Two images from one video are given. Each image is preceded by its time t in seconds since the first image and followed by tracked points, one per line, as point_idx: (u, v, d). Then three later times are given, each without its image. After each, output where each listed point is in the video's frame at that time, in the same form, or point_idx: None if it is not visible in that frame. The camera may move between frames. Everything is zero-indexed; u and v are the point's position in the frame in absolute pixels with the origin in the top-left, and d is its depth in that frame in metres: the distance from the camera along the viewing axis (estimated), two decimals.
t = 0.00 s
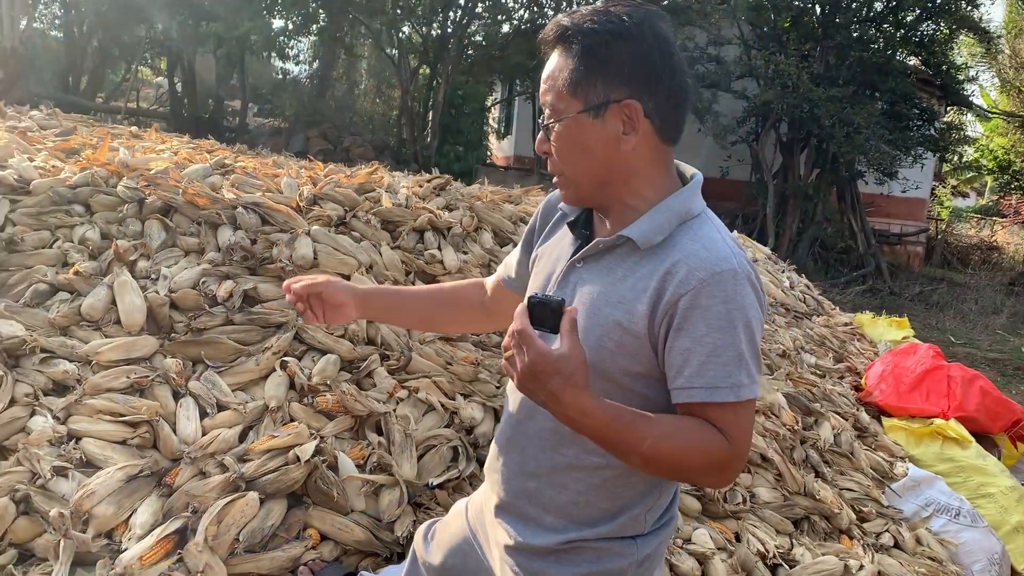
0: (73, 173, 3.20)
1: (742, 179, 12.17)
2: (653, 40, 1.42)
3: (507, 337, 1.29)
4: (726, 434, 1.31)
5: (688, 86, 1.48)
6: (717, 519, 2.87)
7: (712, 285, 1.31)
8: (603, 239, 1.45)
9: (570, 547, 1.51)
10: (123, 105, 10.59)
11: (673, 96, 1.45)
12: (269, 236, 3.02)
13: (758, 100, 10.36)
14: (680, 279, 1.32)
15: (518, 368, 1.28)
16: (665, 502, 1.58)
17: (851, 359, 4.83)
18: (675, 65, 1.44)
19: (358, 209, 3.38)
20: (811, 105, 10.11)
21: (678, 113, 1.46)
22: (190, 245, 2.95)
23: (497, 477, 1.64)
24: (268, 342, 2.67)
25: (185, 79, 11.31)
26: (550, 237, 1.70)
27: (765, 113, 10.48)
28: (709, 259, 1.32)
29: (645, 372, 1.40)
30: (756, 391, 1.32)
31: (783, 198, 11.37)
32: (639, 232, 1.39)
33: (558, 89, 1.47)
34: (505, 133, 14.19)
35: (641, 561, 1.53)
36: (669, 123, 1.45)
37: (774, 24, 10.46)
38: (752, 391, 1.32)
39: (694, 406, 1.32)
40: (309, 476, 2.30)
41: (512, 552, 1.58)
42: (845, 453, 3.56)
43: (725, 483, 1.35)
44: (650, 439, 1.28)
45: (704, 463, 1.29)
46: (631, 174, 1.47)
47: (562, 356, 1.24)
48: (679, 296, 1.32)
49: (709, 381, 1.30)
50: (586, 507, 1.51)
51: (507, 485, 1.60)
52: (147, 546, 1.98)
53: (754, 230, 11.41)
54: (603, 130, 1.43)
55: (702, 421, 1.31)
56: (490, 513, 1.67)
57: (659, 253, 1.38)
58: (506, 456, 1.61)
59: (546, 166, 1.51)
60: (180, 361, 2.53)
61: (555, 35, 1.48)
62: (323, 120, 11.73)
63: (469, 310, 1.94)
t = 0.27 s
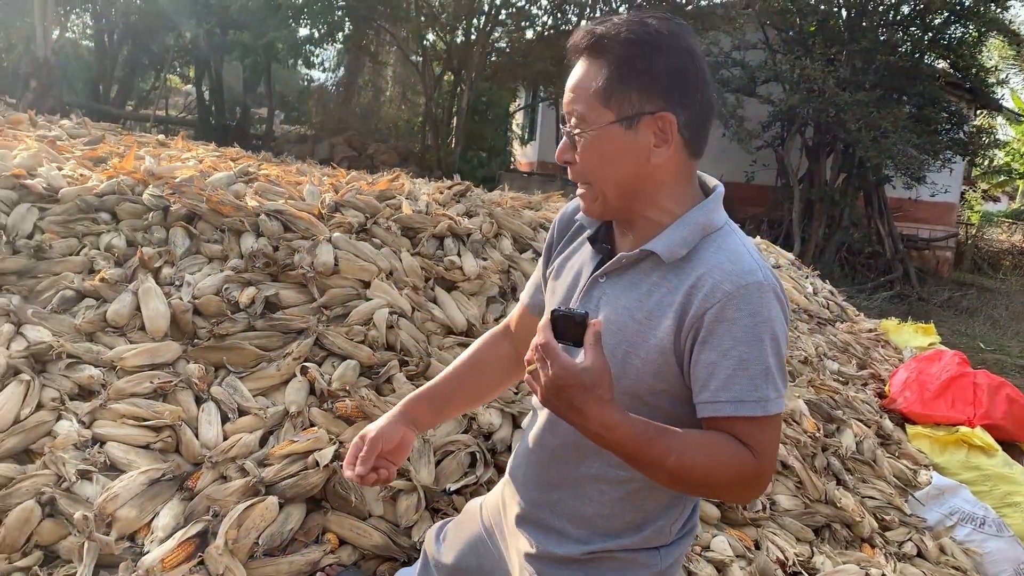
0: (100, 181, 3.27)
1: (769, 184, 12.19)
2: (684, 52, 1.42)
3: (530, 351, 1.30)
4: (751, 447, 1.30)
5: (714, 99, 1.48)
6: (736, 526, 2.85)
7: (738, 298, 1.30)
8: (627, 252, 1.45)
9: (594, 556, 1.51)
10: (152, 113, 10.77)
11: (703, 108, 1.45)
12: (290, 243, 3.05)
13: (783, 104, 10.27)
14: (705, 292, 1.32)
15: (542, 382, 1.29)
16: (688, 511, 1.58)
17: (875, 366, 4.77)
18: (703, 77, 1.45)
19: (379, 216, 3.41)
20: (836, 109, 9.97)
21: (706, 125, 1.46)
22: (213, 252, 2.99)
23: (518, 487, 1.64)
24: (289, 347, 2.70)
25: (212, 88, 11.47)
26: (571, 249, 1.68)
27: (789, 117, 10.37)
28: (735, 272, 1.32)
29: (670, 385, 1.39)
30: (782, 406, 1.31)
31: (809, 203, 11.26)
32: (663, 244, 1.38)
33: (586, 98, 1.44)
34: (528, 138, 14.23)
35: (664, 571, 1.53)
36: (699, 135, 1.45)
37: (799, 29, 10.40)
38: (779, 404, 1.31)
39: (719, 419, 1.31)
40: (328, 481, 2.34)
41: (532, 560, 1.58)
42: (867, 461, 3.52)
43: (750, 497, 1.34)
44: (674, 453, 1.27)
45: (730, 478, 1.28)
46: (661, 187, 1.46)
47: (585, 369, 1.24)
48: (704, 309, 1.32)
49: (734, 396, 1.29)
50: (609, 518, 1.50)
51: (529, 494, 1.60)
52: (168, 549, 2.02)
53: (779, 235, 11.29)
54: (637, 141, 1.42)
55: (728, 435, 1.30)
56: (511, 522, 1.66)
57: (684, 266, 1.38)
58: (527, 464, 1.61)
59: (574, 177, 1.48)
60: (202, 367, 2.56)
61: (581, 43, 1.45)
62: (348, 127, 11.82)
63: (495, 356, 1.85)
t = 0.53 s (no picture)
0: (119, 189, 3.31)
1: (786, 190, 12.13)
2: (718, 70, 1.45)
3: (583, 382, 1.27)
4: (798, 473, 1.32)
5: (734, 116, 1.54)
6: (752, 534, 2.82)
7: (785, 324, 1.31)
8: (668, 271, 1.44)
9: (620, 569, 1.52)
10: (171, 121, 10.86)
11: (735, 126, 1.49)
12: (306, 250, 3.08)
13: (801, 109, 10.19)
14: (752, 318, 1.32)
15: (598, 413, 1.26)
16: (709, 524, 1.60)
17: (893, 373, 4.71)
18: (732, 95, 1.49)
19: (394, 223, 3.42)
20: (855, 114, 9.86)
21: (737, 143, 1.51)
22: (230, 259, 3.02)
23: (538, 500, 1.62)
24: (305, 354, 2.72)
25: (231, 96, 11.57)
26: (601, 258, 1.69)
27: (807, 123, 10.30)
28: (782, 298, 1.32)
29: (712, 407, 1.40)
30: (824, 429, 1.33)
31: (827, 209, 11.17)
32: (709, 268, 1.37)
33: (643, 119, 1.38)
34: (544, 145, 14.24)
35: None
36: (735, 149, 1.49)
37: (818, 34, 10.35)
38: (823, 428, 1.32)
39: (766, 445, 1.32)
40: (343, 487, 2.33)
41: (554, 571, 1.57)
42: (885, 469, 3.48)
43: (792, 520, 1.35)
44: (729, 484, 1.26)
45: (780, 504, 1.29)
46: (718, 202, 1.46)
47: (644, 401, 1.22)
48: (751, 335, 1.32)
49: (782, 421, 1.30)
50: (638, 532, 1.51)
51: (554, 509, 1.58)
52: (184, 554, 2.03)
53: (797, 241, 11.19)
54: (700, 158, 1.41)
55: (775, 460, 1.31)
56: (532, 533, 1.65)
57: (729, 291, 1.37)
58: (549, 477, 1.59)
59: (634, 201, 1.41)
60: (219, 373, 2.59)
61: (624, 63, 1.40)
62: (365, 134, 11.89)
63: (503, 313, 1.88)
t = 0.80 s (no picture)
0: (130, 190, 3.32)
1: (796, 192, 12.07)
2: (769, 77, 1.41)
3: (618, 398, 1.25)
4: (831, 490, 1.31)
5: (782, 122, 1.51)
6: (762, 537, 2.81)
7: (825, 343, 1.28)
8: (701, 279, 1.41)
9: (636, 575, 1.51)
10: (181, 123, 10.89)
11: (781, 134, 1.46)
12: (316, 251, 3.08)
13: (811, 111, 10.14)
14: (791, 334, 1.30)
15: (632, 430, 1.24)
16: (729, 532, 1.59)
17: (904, 375, 4.68)
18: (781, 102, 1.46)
19: (404, 224, 3.42)
20: (866, 115, 9.82)
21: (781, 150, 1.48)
22: (240, 260, 3.03)
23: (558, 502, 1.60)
24: (315, 355, 2.73)
25: (241, 98, 11.61)
26: (632, 261, 1.66)
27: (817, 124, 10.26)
28: (822, 315, 1.30)
29: (744, 419, 1.38)
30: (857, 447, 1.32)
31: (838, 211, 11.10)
32: (747, 281, 1.34)
33: (680, 128, 1.37)
34: (552, 146, 14.24)
35: None
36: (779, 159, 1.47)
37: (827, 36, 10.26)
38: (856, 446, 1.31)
39: (799, 461, 1.31)
40: (352, 488, 2.34)
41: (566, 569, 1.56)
42: (896, 472, 3.46)
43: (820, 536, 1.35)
44: (763, 502, 1.26)
45: (810, 522, 1.29)
46: (753, 214, 1.45)
47: (681, 421, 1.20)
48: (789, 351, 1.30)
49: (818, 439, 1.29)
50: (658, 539, 1.50)
51: (572, 513, 1.56)
52: (195, 554, 2.04)
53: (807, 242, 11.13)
54: (737, 170, 1.39)
55: (808, 477, 1.31)
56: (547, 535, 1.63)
57: (765, 303, 1.35)
58: (568, 480, 1.57)
59: (667, 209, 1.41)
60: (229, 374, 2.59)
61: (666, 68, 1.38)
62: (374, 135, 11.92)
63: (536, 331, 1.85)
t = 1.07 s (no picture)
0: (137, 186, 3.34)
1: (801, 189, 12.03)
2: (737, 68, 1.37)
3: (609, 401, 1.26)
4: (834, 471, 1.29)
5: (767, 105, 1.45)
6: (766, 534, 2.82)
7: (817, 324, 1.25)
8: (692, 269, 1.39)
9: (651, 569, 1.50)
10: (187, 120, 10.94)
11: (759, 119, 1.41)
12: (322, 247, 3.08)
13: (816, 108, 10.12)
14: (782, 319, 1.27)
15: (625, 431, 1.25)
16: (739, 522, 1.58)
17: (909, 373, 4.67)
18: (756, 88, 1.40)
19: (409, 221, 3.42)
20: (871, 113, 9.81)
21: (764, 137, 1.42)
22: (247, 256, 3.04)
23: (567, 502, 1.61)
24: (321, 350, 2.73)
25: (247, 94, 11.62)
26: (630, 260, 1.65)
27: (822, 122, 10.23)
28: (813, 296, 1.27)
29: (741, 405, 1.36)
30: (859, 424, 1.30)
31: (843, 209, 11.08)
32: (735, 269, 1.32)
33: (640, 133, 1.37)
34: (557, 143, 14.24)
35: None
36: (760, 147, 1.41)
37: (833, 33, 10.23)
38: (859, 424, 1.29)
39: (800, 444, 1.29)
40: (357, 482, 2.34)
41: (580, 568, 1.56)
42: (901, 469, 3.46)
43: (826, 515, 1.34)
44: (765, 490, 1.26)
45: (815, 505, 1.27)
46: (734, 208, 1.41)
47: (670, 418, 1.20)
48: (781, 336, 1.27)
49: (818, 422, 1.27)
50: (669, 533, 1.49)
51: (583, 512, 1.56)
52: (201, 548, 2.06)
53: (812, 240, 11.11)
54: (703, 169, 1.36)
55: (809, 460, 1.29)
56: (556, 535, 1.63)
57: (755, 288, 1.32)
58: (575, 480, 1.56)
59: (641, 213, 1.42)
60: (236, 369, 2.60)
61: (628, 75, 1.38)
62: (379, 132, 11.93)
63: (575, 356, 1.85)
